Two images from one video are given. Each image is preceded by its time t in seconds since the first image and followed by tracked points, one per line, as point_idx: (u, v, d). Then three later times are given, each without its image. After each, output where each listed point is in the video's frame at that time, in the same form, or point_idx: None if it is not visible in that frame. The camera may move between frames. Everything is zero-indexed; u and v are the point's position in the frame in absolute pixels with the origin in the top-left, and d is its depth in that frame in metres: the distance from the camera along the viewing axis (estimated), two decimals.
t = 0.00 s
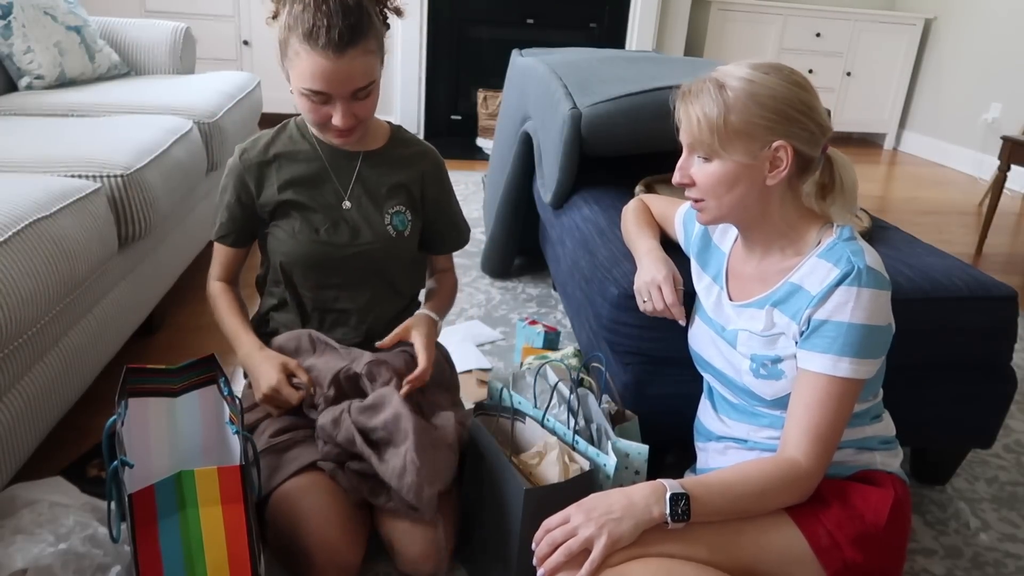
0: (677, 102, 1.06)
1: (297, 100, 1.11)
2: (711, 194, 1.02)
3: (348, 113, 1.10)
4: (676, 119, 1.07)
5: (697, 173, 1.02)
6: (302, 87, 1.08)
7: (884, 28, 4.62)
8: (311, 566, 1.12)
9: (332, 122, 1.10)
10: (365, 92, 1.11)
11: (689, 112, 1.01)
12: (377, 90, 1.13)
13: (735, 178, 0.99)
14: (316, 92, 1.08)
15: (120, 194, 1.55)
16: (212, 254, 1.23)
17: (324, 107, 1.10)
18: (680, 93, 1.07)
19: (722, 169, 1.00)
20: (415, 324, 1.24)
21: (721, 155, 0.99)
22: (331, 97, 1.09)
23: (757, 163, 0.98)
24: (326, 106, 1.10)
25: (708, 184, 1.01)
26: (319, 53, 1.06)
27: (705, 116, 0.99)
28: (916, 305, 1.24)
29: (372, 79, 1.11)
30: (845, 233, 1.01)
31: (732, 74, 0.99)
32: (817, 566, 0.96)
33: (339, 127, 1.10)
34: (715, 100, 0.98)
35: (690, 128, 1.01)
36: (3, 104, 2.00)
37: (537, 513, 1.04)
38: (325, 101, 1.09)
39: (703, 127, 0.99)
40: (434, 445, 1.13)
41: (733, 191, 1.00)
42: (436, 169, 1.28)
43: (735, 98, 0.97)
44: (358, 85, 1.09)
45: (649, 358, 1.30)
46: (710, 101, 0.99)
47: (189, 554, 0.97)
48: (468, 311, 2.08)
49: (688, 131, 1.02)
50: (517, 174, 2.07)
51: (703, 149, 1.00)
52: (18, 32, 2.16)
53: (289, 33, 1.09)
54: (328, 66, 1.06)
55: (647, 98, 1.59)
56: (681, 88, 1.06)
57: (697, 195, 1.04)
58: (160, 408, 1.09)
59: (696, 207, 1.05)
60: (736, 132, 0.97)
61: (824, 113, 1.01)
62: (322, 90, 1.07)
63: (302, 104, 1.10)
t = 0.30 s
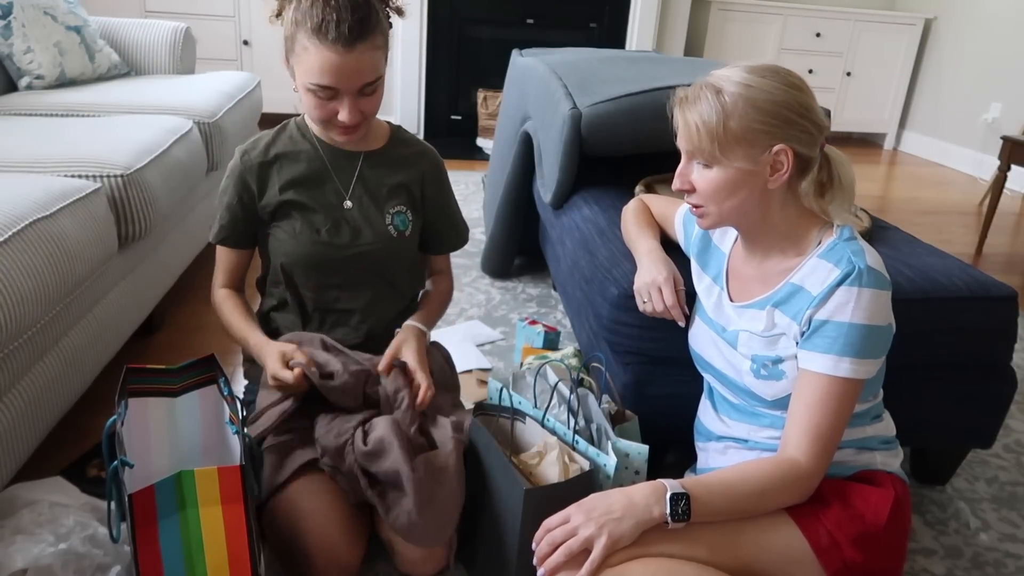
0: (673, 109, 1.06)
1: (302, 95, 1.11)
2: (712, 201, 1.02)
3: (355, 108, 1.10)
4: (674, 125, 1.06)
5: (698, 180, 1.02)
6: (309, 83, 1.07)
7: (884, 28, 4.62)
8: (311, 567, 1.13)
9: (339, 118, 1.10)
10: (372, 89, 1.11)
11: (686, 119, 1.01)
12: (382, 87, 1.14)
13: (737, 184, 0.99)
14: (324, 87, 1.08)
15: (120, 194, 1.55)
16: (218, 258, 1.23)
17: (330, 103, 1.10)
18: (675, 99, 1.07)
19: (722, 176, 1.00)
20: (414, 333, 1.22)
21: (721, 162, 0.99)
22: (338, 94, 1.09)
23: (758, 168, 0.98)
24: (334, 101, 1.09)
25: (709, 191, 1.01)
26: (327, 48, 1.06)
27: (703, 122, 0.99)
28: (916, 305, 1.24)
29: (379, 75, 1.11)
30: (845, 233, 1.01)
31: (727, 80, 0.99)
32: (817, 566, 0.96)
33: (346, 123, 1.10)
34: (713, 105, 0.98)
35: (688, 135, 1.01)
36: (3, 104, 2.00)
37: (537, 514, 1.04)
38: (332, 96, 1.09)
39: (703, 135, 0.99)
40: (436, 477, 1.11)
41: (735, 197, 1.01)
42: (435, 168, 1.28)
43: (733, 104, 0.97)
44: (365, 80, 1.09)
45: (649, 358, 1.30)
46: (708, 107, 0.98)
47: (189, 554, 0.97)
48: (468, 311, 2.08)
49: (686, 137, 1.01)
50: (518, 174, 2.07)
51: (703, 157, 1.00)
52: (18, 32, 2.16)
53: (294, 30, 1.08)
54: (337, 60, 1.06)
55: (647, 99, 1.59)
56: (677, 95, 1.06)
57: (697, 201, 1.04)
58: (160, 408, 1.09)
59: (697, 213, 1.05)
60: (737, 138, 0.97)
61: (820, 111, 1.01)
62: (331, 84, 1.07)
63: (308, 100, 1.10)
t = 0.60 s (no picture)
0: (678, 104, 1.06)
1: (320, 93, 1.10)
2: (713, 196, 1.02)
3: (377, 97, 1.11)
4: (677, 120, 1.07)
5: (699, 175, 1.02)
6: (330, 76, 1.08)
7: (884, 28, 4.62)
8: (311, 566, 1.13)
9: (362, 109, 1.11)
10: (387, 77, 1.13)
11: (690, 114, 1.01)
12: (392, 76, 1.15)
13: (738, 181, 0.99)
14: (347, 79, 1.08)
15: (120, 194, 1.55)
16: (223, 260, 1.24)
17: (351, 96, 1.10)
18: (680, 95, 1.07)
19: (724, 172, 1.00)
20: (441, 317, 1.21)
21: (723, 158, 0.99)
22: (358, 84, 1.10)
23: (759, 166, 0.98)
24: (355, 93, 1.10)
25: (710, 187, 1.01)
26: (346, 37, 1.07)
27: (707, 119, 0.99)
28: (915, 306, 1.24)
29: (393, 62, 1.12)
30: (846, 233, 1.01)
31: (733, 76, 0.99)
32: (818, 566, 0.96)
33: (370, 113, 1.11)
34: (717, 102, 0.98)
35: (692, 130, 1.01)
36: (3, 104, 2.00)
37: (538, 513, 1.04)
38: (353, 88, 1.10)
39: (705, 130, 0.99)
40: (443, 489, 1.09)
41: (735, 194, 1.01)
42: (434, 167, 1.29)
43: (738, 101, 0.97)
44: (383, 67, 1.10)
45: (648, 358, 1.29)
46: (712, 104, 0.99)
47: (189, 554, 0.98)
48: (468, 311, 2.08)
49: (689, 133, 1.02)
50: (518, 173, 2.07)
51: (705, 151, 1.00)
52: (18, 32, 2.16)
53: (304, 27, 1.08)
54: (358, 48, 1.07)
55: (647, 98, 1.59)
56: (682, 91, 1.06)
57: (698, 197, 1.04)
58: (159, 409, 1.09)
59: (697, 208, 1.05)
60: (740, 135, 0.97)
61: (824, 113, 1.01)
62: (354, 74, 1.08)
63: (328, 96, 1.10)
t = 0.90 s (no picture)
0: (690, 94, 1.06)
1: (341, 78, 1.11)
2: (713, 186, 1.02)
3: (397, 80, 1.14)
4: (687, 109, 1.07)
5: (701, 165, 1.03)
6: (355, 57, 1.10)
7: (884, 28, 4.62)
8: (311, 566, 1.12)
9: (385, 92, 1.13)
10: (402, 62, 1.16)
11: (701, 103, 1.01)
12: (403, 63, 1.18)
13: (740, 174, 0.99)
14: (373, 61, 1.11)
15: (120, 193, 1.55)
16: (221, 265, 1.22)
17: (373, 80, 1.12)
18: (694, 88, 1.07)
19: (726, 164, 1.00)
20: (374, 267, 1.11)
21: (728, 150, 0.99)
22: (379, 66, 1.12)
23: (761, 162, 0.98)
24: (376, 76, 1.12)
25: (712, 177, 1.02)
26: (369, 19, 1.10)
27: (716, 111, 0.99)
28: (915, 305, 1.24)
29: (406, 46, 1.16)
30: (845, 234, 1.01)
31: (750, 71, 0.99)
32: (818, 566, 0.96)
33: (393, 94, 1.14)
34: (729, 95, 0.98)
35: (701, 119, 1.01)
36: (3, 104, 2.00)
37: (538, 513, 1.04)
38: (375, 71, 1.12)
39: (713, 120, 0.99)
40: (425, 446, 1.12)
41: (734, 186, 1.01)
42: (435, 165, 1.30)
43: (749, 95, 0.97)
44: (399, 50, 1.14)
45: (648, 358, 1.29)
46: (723, 96, 0.99)
47: (189, 554, 0.97)
48: (468, 311, 2.08)
49: (699, 123, 1.02)
50: (517, 173, 2.07)
51: (710, 141, 1.01)
52: (18, 32, 2.16)
53: (323, 13, 1.10)
54: (381, 28, 1.10)
55: (647, 98, 1.59)
56: (697, 82, 1.06)
57: (698, 185, 1.04)
58: (160, 408, 1.09)
59: (696, 196, 1.06)
60: (746, 128, 0.97)
61: (837, 126, 1.00)
62: (379, 55, 1.11)
63: (352, 80, 1.11)
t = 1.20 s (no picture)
0: (687, 98, 1.06)
1: (345, 71, 1.12)
2: (714, 188, 1.02)
3: (400, 75, 1.14)
4: (685, 111, 1.07)
5: (702, 167, 1.03)
6: (358, 50, 1.10)
7: (884, 28, 4.62)
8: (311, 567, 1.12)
9: (387, 86, 1.13)
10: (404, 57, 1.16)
11: (699, 107, 1.01)
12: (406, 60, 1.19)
13: (740, 176, 1.00)
14: (375, 53, 1.11)
15: (120, 194, 1.55)
16: (223, 268, 1.20)
17: (376, 73, 1.12)
18: (690, 91, 1.07)
19: (726, 167, 1.00)
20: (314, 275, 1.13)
21: (728, 152, 0.99)
22: (382, 60, 1.13)
23: (761, 163, 0.98)
24: (379, 70, 1.13)
25: (712, 180, 1.02)
26: (373, 12, 1.10)
27: (714, 114, 0.99)
28: (915, 305, 1.24)
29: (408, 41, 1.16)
30: (847, 234, 1.01)
31: (746, 73, 0.99)
32: (818, 566, 0.96)
33: (395, 90, 1.14)
34: (726, 97, 0.98)
35: (699, 122, 1.01)
36: (3, 104, 2.00)
37: (537, 513, 1.04)
38: (378, 65, 1.12)
39: (711, 123, 0.99)
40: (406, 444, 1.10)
41: (735, 189, 1.01)
42: (435, 165, 1.30)
43: (747, 98, 0.97)
44: (402, 46, 1.14)
45: (649, 358, 1.29)
46: (721, 99, 0.99)
47: (189, 554, 0.97)
48: (468, 311, 2.08)
49: (697, 126, 1.02)
50: (517, 173, 2.07)
51: (710, 144, 1.01)
52: (18, 32, 2.16)
53: (327, 6, 1.10)
54: (385, 21, 1.11)
55: (647, 98, 1.59)
56: (692, 86, 1.06)
57: (700, 188, 1.04)
58: (160, 408, 1.09)
59: (698, 199, 1.05)
60: (745, 131, 0.97)
61: (837, 122, 1.00)
62: (382, 48, 1.11)
63: (355, 73, 1.11)
